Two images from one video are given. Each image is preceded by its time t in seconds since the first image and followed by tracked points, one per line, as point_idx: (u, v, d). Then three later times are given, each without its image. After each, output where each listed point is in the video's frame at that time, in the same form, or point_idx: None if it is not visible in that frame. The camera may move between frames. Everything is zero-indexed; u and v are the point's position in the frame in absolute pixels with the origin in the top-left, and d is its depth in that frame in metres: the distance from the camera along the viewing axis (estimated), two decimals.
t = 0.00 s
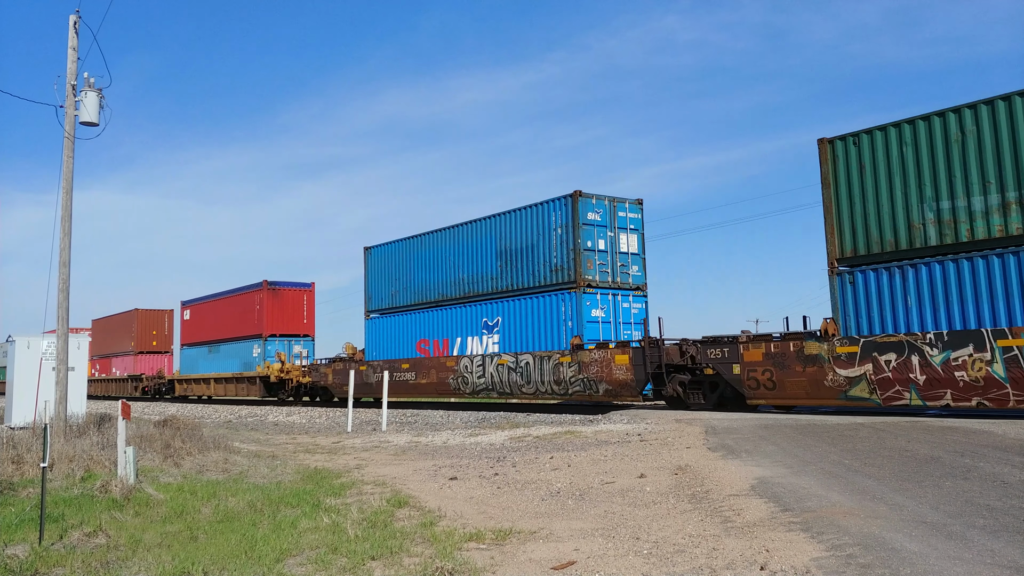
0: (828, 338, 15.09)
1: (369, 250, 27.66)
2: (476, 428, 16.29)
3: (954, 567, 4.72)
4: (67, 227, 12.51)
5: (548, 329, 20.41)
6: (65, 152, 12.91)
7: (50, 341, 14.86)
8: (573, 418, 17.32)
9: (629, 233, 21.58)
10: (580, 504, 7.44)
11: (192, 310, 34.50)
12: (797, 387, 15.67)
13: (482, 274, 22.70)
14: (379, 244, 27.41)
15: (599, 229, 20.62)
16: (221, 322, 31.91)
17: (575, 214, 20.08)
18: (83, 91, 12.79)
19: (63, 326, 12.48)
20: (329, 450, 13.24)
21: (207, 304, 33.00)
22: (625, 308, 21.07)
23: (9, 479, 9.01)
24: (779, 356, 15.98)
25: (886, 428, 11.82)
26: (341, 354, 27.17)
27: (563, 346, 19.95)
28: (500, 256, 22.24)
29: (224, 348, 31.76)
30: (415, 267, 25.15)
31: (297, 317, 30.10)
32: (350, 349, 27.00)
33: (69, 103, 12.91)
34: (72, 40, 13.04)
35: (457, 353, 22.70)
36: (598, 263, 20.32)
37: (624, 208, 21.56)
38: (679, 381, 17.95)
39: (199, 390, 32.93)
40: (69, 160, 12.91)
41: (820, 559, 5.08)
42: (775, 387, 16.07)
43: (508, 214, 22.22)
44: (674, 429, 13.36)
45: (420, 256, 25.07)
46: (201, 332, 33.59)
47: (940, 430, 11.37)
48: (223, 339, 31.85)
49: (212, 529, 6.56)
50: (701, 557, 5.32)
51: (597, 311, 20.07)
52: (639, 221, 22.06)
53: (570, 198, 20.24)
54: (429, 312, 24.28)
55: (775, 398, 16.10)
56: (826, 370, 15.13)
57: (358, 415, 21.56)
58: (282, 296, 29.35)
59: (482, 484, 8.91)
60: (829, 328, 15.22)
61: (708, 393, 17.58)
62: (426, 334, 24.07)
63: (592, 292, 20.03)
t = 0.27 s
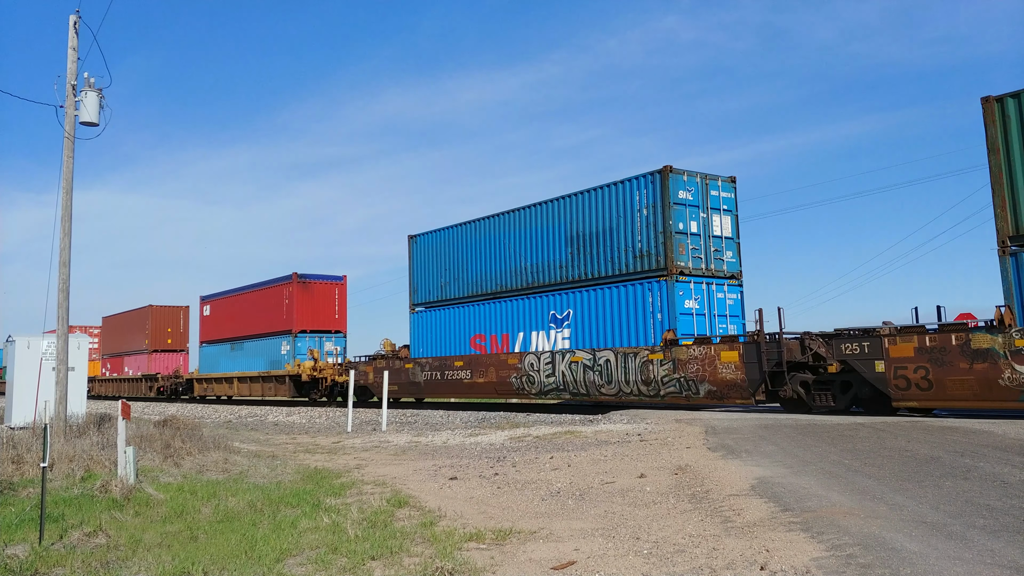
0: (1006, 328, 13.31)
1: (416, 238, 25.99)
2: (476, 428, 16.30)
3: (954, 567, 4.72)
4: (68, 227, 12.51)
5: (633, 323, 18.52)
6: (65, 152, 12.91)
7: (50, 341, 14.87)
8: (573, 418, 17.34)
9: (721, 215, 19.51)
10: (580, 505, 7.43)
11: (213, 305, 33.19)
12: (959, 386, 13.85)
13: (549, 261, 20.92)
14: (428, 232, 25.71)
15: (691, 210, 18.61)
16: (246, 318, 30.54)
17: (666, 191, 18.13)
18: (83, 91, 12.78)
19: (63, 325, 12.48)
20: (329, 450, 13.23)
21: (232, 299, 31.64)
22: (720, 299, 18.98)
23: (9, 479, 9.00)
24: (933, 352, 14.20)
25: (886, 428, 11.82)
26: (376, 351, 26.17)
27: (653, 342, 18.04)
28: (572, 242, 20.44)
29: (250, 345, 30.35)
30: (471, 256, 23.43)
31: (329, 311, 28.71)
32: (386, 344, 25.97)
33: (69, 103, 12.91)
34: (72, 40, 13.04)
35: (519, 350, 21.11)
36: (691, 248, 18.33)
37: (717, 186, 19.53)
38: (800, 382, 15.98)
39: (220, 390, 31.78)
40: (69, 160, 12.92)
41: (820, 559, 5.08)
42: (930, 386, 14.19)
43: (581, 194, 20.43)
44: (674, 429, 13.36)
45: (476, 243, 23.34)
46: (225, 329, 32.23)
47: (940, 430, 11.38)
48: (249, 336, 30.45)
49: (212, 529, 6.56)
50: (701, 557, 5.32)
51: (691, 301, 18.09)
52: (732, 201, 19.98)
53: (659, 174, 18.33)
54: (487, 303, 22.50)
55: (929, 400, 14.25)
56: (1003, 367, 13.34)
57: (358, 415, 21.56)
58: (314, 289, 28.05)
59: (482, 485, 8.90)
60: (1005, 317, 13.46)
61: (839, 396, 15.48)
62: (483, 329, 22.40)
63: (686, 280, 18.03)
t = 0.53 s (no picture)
0: None
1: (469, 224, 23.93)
2: (475, 428, 16.29)
3: (954, 567, 4.72)
4: (67, 227, 12.50)
5: (743, 314, 16.30)
6: (65, 152, 12.91)
7: (50, 341, 14.88)
8: (573, 418, 17.31)
9: (839, 191, 17.17)
10: (580, 505, 7.43)
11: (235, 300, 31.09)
12: None
13: (631, 247, 18.81)
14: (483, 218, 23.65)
15: (810, 185, 16.32)
16: (272, 313, 28.48)
17: (782, 163, 15.89)
18: (83, 91, 12.78)
19: (63, 326, 12.48)
20: (329, 450, 13.21)
21: (254, 293, 29.53)
22: (841, 287, 16.64)
23: (9, 479, 9.00)
24: None
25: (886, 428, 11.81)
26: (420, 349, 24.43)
27: (771, 335, 15.79)
28: (660, 224, 18.28)
29: (277, 342, 28.25)
30: (536, 242, 21.33)
31: (364, 306, 26.76)
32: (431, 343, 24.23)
33: (69, 103, 12.91)
34: (72, 40, 13.03)
35: (596, 346, 18.93)
36: (811, 229, 16.09)
37: (834, 158, 17.22)
38: (960, 380, 13.47)
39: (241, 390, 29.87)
40: (69, 160, 12.91)
41: (820, 559, 5.07)
42: None
43: (671, 170, 18.25)
44: (674, 429, 13.34)
45: (543, 229, 21.24)
46: (247, 325, 30.15)
47: (941, 430, 11.37)
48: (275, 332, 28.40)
49: (212, 529, 6.56)
50: (701, 557, 5.32)
51: (811, 290, 15.77)
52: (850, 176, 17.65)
53: (773, 143, 16.11)
54: (557, 294, 20.35)
55: None
56: None
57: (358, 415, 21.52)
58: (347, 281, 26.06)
59: (482, 485, 8.90)
60: None
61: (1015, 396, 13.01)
62: (550, 323, 20.27)
63: (806, 265, 15.79)
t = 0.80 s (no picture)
0: None
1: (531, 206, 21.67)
2: (476, 428, 16.27)
3: (954, 567, 4.72)
4: (67, 227, 12.51)
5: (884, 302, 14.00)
6: (65, 152, 12.91)
7: (50, 341, 14.88)
8: (573, 418, 17.28)
9: (991, 161, 14.92)
10: (580, 505, 7.43)
11: (263, 296, 29.88)
12: None
13: (733, 228, 16.54)
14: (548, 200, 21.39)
15: (962, 153, 14.04)
16: (304, 308, 27.22)
17: (936, 126, 13.56)
18: (83, 91, 12.78)
19: (63, 326, 12.48)
20: (329, 450, 13.20)
21: (286, 288, 28.37)
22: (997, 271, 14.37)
23: (9, 479, 9.00)
24: None
25: (886, 428, 11.81)
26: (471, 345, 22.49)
27: (923, 327, 13.43)
28: (772, 201, 15.98)
29: (309, 339, 26.82)
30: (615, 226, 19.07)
31: (404, 299, 25.48)
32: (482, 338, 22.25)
33: (69, 103, 12.92)
34: (72, 40, 13.04)
35: (693, 342, 16.74)
36: (965, 204, 13.81)
37: (984, 123, 14.94)
38: None
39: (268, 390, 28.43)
40: (69, 160, 12.91)
41: (820, 559, 5.07)
42: None
43: (785, 141, 15.94)
44: (674, 429, 13.34)
45: (624, 210, 18.95)
46: (276, 321, 28.84)
47: (941, 430, 11.36)
48: (308, 328, 27.04)
49: (212, 529, 6.55)
50: (701, 557, 5.32)
51: (969, 274, 13.47)
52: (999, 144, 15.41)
53: (922, 103, 13.77)
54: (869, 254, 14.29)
55: None
56: None
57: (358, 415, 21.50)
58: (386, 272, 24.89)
59: (482, 485, 8.89)
60: None
61: None
62: (635, 316, 18.05)
63: (964, 245, 13.50)
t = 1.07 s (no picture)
0: None
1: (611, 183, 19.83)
2: (475, 428, 16.28)
3: (953, 567, 4.72)
4: (67, 227, 12.50)
5: None
6: (65, 152, 12.91)
7: (50, 341, 14.87)
8: (573, 418, 17.28)
9: None
10: (580, 504, 7.44)
11: (295, 289, 28.29)
12: None
13: (864, 204, 14.83)
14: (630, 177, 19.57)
15: None
16: (341, 301, 25.66)
17: None
18: (83, 91, 12.78)
19: (63, 326, 12.48)
20: (329, 450, 13.21)
21: (322, 280, 26.78)
22: None
23: (9, 479, 9.00)
24: None
25: (886, 428, 11.82)
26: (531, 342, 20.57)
27: None
28: (922, 171, 14.10)
29: (348, 335, 25.28)
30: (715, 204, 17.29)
31: (450, 292, 23.81)
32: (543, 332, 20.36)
33: (69, 103, 12.91)
34: (72, 40, 13.04)
35: (820, 335, 14.96)
36: None
37: None
38: None
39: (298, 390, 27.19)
40: (69, 160, 12.91)
41: (820, 559, 5.08)
42: None
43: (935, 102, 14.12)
44: (674, 429, 13.34)
45: (727, 187, 17.18)
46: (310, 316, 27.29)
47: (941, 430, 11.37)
48: (346, 323, 25.50)
49: (212, 529, 6.56)
50: (701, 557, 5.32)
51: None
52: None
53: None
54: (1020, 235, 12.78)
55: None
56: None
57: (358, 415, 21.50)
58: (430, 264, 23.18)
59: (482, 484, 8.90)
60: None
61: None
62: (744, 306, 16.25)
63: None
